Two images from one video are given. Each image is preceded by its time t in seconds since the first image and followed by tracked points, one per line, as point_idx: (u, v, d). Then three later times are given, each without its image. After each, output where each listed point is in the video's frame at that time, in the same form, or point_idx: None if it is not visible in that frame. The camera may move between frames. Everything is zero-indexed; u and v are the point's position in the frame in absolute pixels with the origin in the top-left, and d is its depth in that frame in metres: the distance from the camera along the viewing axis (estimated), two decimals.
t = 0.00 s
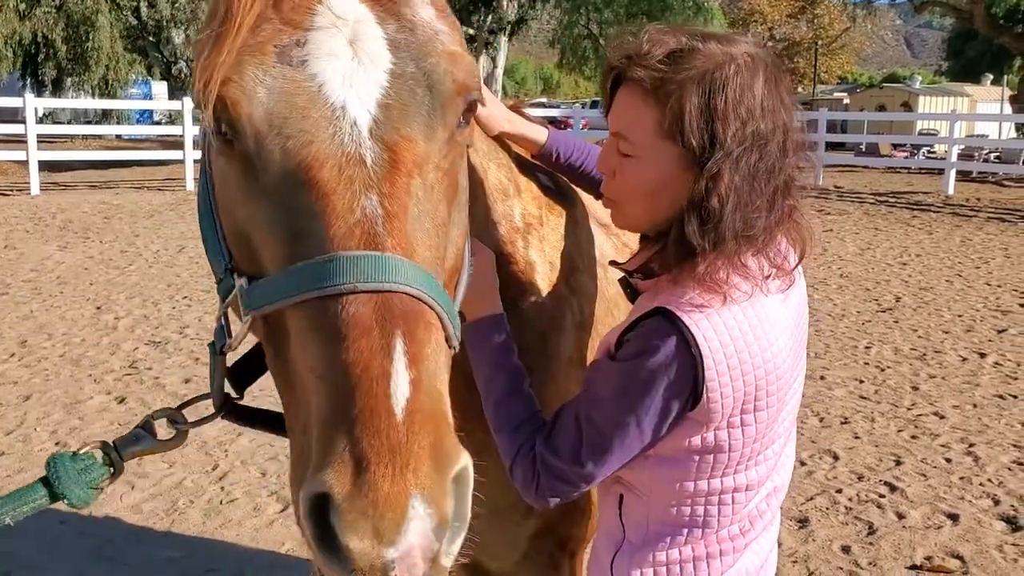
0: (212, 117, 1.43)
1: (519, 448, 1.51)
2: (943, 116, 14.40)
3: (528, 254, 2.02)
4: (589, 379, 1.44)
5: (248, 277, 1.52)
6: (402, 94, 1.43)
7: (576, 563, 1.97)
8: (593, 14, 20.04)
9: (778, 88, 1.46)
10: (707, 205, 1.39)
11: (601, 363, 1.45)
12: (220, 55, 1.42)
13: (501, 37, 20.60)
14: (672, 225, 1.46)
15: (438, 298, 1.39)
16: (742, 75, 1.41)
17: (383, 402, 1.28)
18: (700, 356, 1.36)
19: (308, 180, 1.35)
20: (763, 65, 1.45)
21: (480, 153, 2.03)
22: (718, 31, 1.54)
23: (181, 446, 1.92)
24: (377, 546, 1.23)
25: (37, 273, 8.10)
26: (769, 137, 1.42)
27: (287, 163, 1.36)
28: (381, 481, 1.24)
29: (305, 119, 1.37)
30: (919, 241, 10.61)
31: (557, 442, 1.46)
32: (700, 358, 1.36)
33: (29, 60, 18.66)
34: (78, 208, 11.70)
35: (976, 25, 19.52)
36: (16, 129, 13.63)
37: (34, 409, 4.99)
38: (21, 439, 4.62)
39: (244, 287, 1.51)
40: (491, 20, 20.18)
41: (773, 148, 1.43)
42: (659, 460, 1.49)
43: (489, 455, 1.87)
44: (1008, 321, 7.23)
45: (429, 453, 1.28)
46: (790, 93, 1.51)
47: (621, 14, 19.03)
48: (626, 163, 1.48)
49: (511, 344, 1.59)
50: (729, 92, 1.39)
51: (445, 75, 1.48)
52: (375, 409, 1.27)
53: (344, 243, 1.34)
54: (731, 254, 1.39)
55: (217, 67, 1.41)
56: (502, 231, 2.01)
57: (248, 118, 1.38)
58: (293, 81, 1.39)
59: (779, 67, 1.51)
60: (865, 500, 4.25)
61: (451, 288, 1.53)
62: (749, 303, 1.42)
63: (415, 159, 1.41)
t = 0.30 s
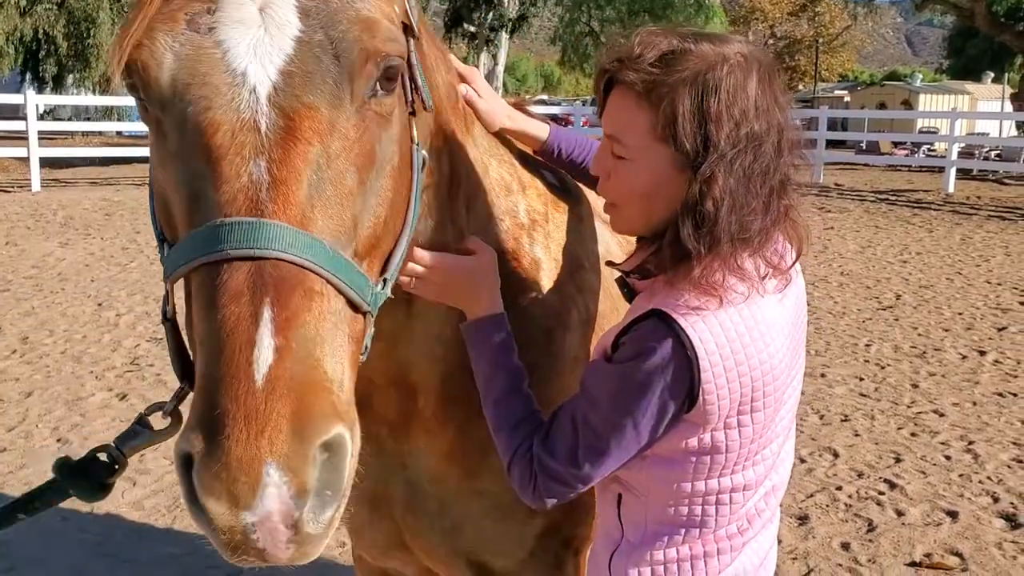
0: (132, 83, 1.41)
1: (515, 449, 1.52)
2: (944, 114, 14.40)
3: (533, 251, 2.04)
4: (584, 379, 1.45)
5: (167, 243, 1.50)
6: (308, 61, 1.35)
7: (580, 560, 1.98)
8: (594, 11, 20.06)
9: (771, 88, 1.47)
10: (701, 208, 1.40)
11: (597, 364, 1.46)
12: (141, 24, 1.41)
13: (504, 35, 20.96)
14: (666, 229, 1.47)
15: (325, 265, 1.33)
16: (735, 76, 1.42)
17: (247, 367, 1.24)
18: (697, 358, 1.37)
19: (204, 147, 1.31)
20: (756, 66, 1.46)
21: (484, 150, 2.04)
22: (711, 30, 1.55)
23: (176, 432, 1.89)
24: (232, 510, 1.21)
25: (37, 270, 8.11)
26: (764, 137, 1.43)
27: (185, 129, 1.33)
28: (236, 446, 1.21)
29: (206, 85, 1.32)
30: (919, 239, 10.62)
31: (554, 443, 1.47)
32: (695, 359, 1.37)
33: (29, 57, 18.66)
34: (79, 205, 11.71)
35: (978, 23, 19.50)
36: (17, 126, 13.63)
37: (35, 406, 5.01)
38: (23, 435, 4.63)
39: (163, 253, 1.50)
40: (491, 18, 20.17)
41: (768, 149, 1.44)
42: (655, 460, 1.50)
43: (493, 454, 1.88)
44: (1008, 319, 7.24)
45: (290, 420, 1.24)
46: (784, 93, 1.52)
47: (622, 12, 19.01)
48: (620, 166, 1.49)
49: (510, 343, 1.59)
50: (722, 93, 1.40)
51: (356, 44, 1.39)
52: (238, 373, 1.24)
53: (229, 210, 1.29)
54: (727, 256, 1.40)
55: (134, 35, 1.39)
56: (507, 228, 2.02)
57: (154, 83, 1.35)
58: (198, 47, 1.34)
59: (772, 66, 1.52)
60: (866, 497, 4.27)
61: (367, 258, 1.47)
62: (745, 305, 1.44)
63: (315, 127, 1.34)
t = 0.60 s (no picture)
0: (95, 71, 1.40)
1: (519, 455, 1.53)
2: (947, 112, 14.37)
3: (535, 250, 2.04)
4: (586, 383, 1.45)
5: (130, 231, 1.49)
6: (265, 55, 1.32)
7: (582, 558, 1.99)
8: (597, 8, 20.04)
9: (772, 86, 1.47)
10: (701, 211, 1.40)
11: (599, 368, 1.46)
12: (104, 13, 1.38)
13: (506, 31, 20.84)
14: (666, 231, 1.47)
15: (278, 259, 1.32)
16: (735, 75, 1.42)
17: (189, 359, 1.23)
18: (698, 360, 1.38)
19: (160, 140, 1.30)
20: (757, 65, 1.46)
21: (484, 149, 2.04)
22: (712, 29, 1.54)
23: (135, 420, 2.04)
24: (170, 501, 1.21)
25: (41, 266, 8.12)
26: (764, 138, 1.44)
27: (144, 121, 1.31)
28: (174, 437, 1.21)
29: (164, 78, 1.30)
30: (921, 237, 10.62)
31: (558, 449, 1.48)
32: (697, 362, 1.38)
33: (32, 52, 18.67)
34: (82, 201, 11.73)
35: (981, 20, 19.44)
36: (20, 122, 13.65)
37: (39, 402, 5.03)
38: (27, 431, 4.65)
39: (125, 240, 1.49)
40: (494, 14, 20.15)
41: (769, 150, 1.44)
42: (658, 464, 1.51)
43: (495, 454, 1.89)
44: (1010, 317, 7.24)
45: (230, 413, 1.23)
46: (786, 91, 1.52)
47: (625, 8, 18.99)
48: (620, 165, 1.49)
49: (510, 349, 1.61)
50: (722, 94, 1.40)
51: (315, 38, 1.35)
52: (180, 365, 1.23)
53: (181, 202, 1.28)
54: (728, 259, 1.40)
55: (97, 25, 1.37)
56: (508, 227, 2.02)
57: (115, 74, 1.34)
58: (158, 40, 1.32)
59: (774, 65, 1.52)
60: (867, 495, 4.27)
61: (330, 253, 1.45)
62: (747, 307, 1.44)
63: (272, 122, 1.31)
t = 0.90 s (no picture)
0: (77, 67, 1.40)
1: (521, 458, 1.53)
2: (954, 107, 14.31)
3: (535, 247, 2.04)
4: (587, 384, 1.45)
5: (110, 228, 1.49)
6: (245, 49, 1.32)
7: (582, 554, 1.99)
8: (603, 3, 19.98)
9: (774, 83, 1.46)
10: (700, 210, 1.40)
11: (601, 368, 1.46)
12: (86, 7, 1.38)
13: (512, 26, 21.36)
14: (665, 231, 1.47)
15: (254, 254, 1.32)
16: (737, 73, 1.41)
17: (159, 351, 1.24)
18: (699, 360, 1.37)
19: (138, 132, 1.30)
20: (760, 62, 1.45)
21: (484, 146, 2.04)
22: (714, 24, 1.54)
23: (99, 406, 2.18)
24: (137, 496, 1.21)
25: (47, 260, 8.14)
26: (766, 137, 1.43)
27: (124, 114, 1.31)
28: (143, 431, 1.22)
29: (142, 71, 1.30)
30: (927, 233, 10.58)
31: (561, 451, 1.48)
32: (698, 362, 1.37)
33: (38, 47, 18.70)
34: (88, 196, 11.74)
35: (989, 15, 19.33)
36: (26, 117, 13.67)
37: (44, 396, 5.04)
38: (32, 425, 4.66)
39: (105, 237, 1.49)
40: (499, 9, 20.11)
41: (772, 149, 1.44)
42: (660, 464, 1.51)
43: (494, 451, 1.90)
44: (1016, 314, 7.21)
45: (201, 406, 1.24)
46: (790, 87, 1.52)
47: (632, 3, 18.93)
48: (620, 163, 1.49)
49: (509, 351, 1.62)
50: (723, 92, 1.40)
51: (295, 33, 1.36)
52: (150, 358, 1.24)
53: (157, 194, 1.29)
54: (728, 259, 1.41)
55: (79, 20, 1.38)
56: (509, 223, 2.02)
57: (96, 68, 1.34)
58: (138, 33, 1.32)
59: (778, 62, 1.51)
60: (870, 491, 4.27)
61: (310, 250, 1.45)
62: (749, 307, 1.44)
63: (250, 114, 1.32)
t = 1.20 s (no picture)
0: (86, 73, 1.42)
1: (537, 462, 1.54)
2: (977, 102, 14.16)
3: (549, 245, 2.05)
4: (603, 387, 1.46)
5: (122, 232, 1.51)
6: (250, 53, 1.33)
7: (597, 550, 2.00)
8: None
9: (787, 79, 1.45)
10: (713, 210, 1.40)
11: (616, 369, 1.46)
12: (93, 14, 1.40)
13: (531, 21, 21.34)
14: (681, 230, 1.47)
15: (262, 255, 1.34)
16: (749, 70, 1.41)
17: (167, 353, 1.26)
18: (716, 361, 1.37)
19: (146, 137, 1.32)
20: (772, 58, 1.45)
21: (496, 146, 2.05)
22: (725, 23, 1.54)
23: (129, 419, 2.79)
24: (150, 495, 1.24)
25: (69, 255, 8.22)
26: (779, 134, 1.42)
27: (132, 119, 1.33)
28: (155, 431, 1.24)
29: (150, 76, 1.32)
30: (949, 229, 10.49)
31: (577, 456, 1.49)
32: (715, 363, 1.37)
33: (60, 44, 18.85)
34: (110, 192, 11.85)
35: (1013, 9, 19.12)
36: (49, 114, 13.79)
37: (66, 390, 5.11)
38: (54, 419, 4.72)
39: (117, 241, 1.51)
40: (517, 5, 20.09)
41: (785, 148, 1.43)
42: (675, 466, 1.51)
43: (507, 449, 1.91)
44: None
45: (210, 406, 1.26)
46: (803, 82, 1.51)
47: None
48: (633, 162, 1.49)
49: (518, 355, 1.62)
50: (734, 90, 1.39)
51: (300, 35, 1.37)
52: (159, 359, 1.26)
53: (164, 199, 1.31)
54: (741, 259, 1.40)
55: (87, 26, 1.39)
56: (522, 222, 2.03)
57: (104, 74, 1.36)
58: (145, 39, 1.33)
59: (790, 58, 1.50)
60: (889, 489, 4.25)
61: (317, 250, 1.47)
62: (764, 307, 1.44)
63: (256, 118, 1.33)
